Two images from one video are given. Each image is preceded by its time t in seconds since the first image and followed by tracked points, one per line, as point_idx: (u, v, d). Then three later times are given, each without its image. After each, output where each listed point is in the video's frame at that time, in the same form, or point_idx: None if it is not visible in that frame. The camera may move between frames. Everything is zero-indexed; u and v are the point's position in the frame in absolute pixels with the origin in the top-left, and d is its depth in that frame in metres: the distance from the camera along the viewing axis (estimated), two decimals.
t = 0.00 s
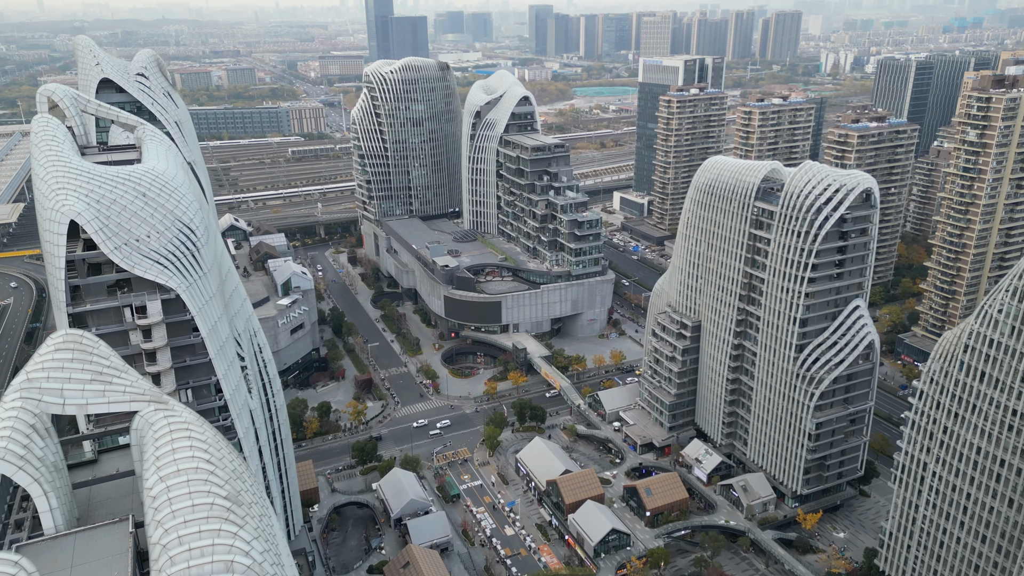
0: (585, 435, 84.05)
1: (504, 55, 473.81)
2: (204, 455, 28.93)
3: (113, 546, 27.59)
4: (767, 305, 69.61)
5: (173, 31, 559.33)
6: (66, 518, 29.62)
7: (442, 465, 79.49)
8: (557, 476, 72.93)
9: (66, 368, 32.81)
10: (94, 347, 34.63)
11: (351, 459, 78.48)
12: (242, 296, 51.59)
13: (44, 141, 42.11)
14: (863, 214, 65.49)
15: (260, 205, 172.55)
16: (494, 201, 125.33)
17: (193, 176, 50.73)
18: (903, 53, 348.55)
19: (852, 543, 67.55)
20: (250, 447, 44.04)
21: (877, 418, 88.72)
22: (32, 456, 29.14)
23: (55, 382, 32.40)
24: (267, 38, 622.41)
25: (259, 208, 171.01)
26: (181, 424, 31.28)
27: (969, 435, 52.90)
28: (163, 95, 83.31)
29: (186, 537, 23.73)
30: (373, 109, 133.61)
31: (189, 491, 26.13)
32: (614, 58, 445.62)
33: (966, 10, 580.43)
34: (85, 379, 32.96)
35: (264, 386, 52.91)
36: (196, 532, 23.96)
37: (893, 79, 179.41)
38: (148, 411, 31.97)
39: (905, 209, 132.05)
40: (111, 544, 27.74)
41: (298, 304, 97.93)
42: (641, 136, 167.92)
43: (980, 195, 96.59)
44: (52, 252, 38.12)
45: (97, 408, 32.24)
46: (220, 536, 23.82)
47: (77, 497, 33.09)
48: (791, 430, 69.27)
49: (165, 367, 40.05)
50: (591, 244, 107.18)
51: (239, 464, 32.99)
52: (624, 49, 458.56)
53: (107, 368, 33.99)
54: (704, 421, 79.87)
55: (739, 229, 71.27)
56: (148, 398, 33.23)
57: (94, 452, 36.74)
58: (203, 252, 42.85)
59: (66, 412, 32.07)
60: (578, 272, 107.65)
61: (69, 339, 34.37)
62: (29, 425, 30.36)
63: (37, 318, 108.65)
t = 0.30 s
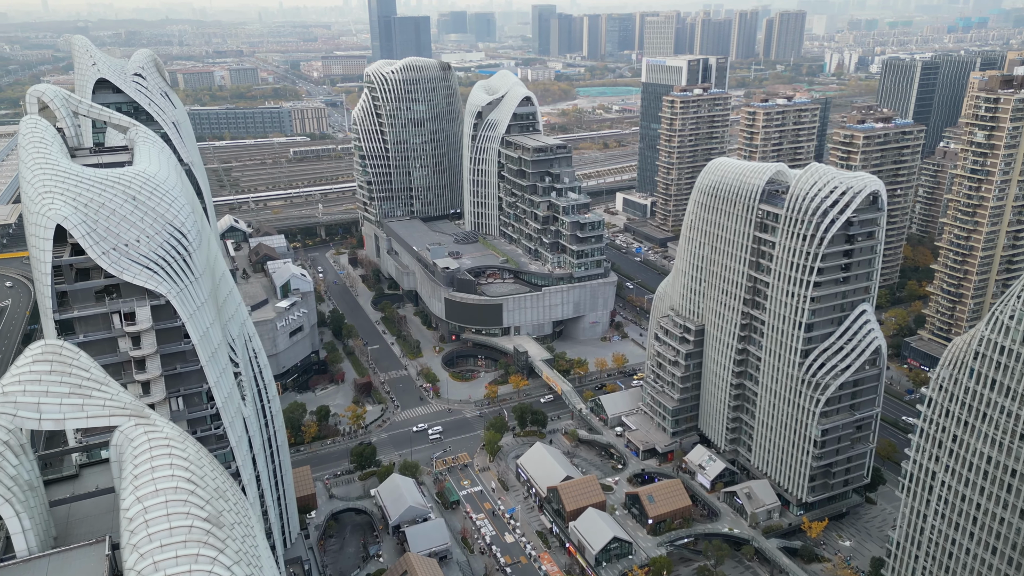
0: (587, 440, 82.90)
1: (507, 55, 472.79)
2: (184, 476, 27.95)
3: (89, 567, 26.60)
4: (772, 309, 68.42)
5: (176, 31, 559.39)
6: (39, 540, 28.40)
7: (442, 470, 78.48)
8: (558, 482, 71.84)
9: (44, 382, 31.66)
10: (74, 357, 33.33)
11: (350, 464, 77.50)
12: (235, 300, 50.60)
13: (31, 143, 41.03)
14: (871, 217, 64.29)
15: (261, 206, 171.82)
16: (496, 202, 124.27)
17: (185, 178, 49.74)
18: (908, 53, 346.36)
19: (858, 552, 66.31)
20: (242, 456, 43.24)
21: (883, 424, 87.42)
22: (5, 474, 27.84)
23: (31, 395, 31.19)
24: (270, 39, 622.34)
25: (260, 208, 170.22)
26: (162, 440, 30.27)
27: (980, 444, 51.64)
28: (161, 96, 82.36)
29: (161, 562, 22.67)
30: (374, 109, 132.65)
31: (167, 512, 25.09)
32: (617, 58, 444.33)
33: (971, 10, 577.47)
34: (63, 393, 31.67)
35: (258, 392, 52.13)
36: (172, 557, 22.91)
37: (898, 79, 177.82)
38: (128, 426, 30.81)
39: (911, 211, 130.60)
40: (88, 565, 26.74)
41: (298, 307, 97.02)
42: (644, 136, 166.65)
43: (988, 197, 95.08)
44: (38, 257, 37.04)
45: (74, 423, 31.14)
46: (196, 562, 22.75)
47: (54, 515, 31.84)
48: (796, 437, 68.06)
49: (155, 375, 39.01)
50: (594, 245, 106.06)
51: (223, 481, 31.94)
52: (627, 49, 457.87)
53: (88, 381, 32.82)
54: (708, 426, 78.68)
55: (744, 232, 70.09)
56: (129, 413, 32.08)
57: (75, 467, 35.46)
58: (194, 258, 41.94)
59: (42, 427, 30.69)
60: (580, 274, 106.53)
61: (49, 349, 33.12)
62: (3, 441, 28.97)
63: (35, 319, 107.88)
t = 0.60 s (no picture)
0: (588, 445, 81.77)
1: (510, 55, 472.04)
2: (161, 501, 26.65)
3: None
4: (777, 313, 67.25)
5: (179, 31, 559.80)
6: (8, 563, 27.04)
7: (441, 476, 77.45)
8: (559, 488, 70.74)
9: (19, 396, 29.36)
10: (52, 370, 31.20)
11: (348, 470, 76.48)
12: (228, 305, 49.69)
13: (19, 145, 39.98)
14: (878, 220, 63.08)
15: (262, 207, 171.11)
16: (497, 203, 123.23)
17: (178, 181, 48.77)
18: (913, 53, 344.53)
19: (864, 561, 65.05)
20: (235, 465, 42.41)
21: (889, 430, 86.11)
22: None
23: (5, 411, 28.96)
24: (273, 39, 622.66)
25: (261, 209, 169.52)
26: (141, 457, 29.10)
27: (990, 453, 50.36)
28: (158, 96, 81.51)
29: None
30: (375, 110, 131.70)
31: (143, 536, 24.05)
32: (620, 58, 443.34)
33: (975, 10, 574.79)
34: (38, 407, 29.38)
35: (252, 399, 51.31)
36: None
37: (903, 80, 176.37)
38: (107, 443, 29.04)
39: (917, 213, 129.23)
40: None
41: (297, 309, 96.09)
42: (648, 137, 165.48)
43: (995, 199, 93.65)
44: (24, 262, 36.08)
45: (50, 439, 28.69)
46: None
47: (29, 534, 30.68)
48: (801, 444, 66.90)
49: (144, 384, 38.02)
50: (596, 248, 104.98)
51: (206, 501, 30.67)
52: (631, 49, 457.10)
53: (65, 395, 30.62)
54: (711, 432, 77.51)
55: (748, 235, 68.91)
56: (110, 429, 30.16)
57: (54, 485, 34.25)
58: (185, 262, 41.04)
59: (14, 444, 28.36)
60: (582, 277, 105.48)
61: (25, 361, 30.91)
62: None
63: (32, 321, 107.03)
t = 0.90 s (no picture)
0: (590, 451, 80.61)
1: (513, 55, 471.27)
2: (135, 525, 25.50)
3: None
4: (781, 318, 66.05)
5: (183, 31, 560.39)
6: None
7: (441, 482, 76.45)
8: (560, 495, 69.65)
9: None
10: (28, 383, 29.85)
11: (347, 475, 75.51)
12: (221, 311, 48.76)
13: (4, 146, 38.97)
14: (885, 224, 61.88)
15: (263, 207, 170.41)
16: (499, 204, 122.23)
17: (171, 183, 47.90)
18: (919, 53, 342.78)
19: (871, 570, 63.81)
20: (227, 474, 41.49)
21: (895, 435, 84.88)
22: None
23: None
24: (277, 39, 623.47)
25: (262, 210, 168.85)
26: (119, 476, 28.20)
27: (1000, 462, 49.15)
28: (156, 96, 80.31)
29: None
30: (376, 110, 130.73)
31: (114, 562, 23.17)
32: (624, 58, 442.25)
33: (981, 11, 572.03)
34: (12, 420, 27.70)
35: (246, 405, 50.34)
36: None
37: (908, 80, 174.87)
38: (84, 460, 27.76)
39: (923, 214, 127.88)
40: None
41: (296, 312, 95.17)
42: (651, 137, 164.32)
43: (1004, 201, 92.26)
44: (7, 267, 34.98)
45: (26, 455, 26.74)
46: None
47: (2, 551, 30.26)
48: (806, 451, 65.71)
49: (132, 392, 36.93)
50: (598, 250, 103.88)
51: (189, 520, 29.60)
52: (634, 49, 456.07)
53: (41, 410, 29.06)
54: (715, 438, 76.36)
55: (753, 238, 67.78)
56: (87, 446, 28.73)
57: (32, 498, 33.93)
58: (175, 267, 40.19)
59: None
60: (585, 279, 104.32)
61: None
62: None
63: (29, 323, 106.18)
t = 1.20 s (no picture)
0: (592, 456, 79.45)
1: (517, 55, 470.30)
2: (109, 549, 24.66)
3: None
4: (787, 322, 64.83)
5: (187, 32, 560.52)
6: None
7: (440, 487, 75.46)
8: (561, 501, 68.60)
9: None
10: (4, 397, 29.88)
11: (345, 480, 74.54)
12: (214, 315, 47.85)
13: None
14: (893, 227, 60.63)
15: (264, 208, 169.59)
16: (501, 205, 121.16)
17: (163, 186, 46.96)
18: (924, 53, 340.68)
19: None
20: (219, 484, 40.51)
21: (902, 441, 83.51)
22: None
23: None
24: (280, 39, 623.77)
25: (263, 211, 168.12)
26: (92, 497, 27.45)
27: (1012, 472, 47.91)
28: (153, 96, 79.50)
29: None
30: (377, 110, 129.71)
31: None
32: (627, 58, 440.91)
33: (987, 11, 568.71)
34: None
35: (239, 412, 49.35)
36: None
37: (915, 80, 173.24)
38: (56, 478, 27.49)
39: (930, 216, 126.39)
40: None
41: (295, 314, 94.20)
42: (655, 138, 163.08)
43: (1013, 203, 90.72)
44: None
45: None
46: None
47: None
48: (812, 458, 64.51)
49: (119, 401, 35.84)
50: (601, 251, 102.67)
51: (166, 541, 29.15)
52: (638, 49, 454.36)
53: (15, 425, 28.97)
54: (719, 443, 75.20)
55: (757, 241, 66.61)
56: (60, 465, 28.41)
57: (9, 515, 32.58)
58: (166, 272, 39.24)
59: None
60: (587, 281, 103.12)
61: None
62: None
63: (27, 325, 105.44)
